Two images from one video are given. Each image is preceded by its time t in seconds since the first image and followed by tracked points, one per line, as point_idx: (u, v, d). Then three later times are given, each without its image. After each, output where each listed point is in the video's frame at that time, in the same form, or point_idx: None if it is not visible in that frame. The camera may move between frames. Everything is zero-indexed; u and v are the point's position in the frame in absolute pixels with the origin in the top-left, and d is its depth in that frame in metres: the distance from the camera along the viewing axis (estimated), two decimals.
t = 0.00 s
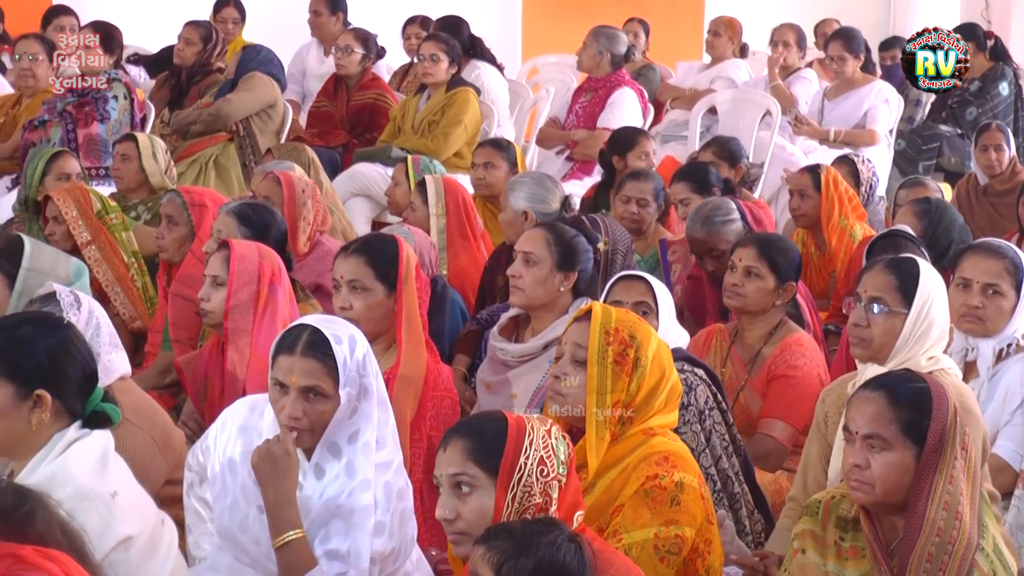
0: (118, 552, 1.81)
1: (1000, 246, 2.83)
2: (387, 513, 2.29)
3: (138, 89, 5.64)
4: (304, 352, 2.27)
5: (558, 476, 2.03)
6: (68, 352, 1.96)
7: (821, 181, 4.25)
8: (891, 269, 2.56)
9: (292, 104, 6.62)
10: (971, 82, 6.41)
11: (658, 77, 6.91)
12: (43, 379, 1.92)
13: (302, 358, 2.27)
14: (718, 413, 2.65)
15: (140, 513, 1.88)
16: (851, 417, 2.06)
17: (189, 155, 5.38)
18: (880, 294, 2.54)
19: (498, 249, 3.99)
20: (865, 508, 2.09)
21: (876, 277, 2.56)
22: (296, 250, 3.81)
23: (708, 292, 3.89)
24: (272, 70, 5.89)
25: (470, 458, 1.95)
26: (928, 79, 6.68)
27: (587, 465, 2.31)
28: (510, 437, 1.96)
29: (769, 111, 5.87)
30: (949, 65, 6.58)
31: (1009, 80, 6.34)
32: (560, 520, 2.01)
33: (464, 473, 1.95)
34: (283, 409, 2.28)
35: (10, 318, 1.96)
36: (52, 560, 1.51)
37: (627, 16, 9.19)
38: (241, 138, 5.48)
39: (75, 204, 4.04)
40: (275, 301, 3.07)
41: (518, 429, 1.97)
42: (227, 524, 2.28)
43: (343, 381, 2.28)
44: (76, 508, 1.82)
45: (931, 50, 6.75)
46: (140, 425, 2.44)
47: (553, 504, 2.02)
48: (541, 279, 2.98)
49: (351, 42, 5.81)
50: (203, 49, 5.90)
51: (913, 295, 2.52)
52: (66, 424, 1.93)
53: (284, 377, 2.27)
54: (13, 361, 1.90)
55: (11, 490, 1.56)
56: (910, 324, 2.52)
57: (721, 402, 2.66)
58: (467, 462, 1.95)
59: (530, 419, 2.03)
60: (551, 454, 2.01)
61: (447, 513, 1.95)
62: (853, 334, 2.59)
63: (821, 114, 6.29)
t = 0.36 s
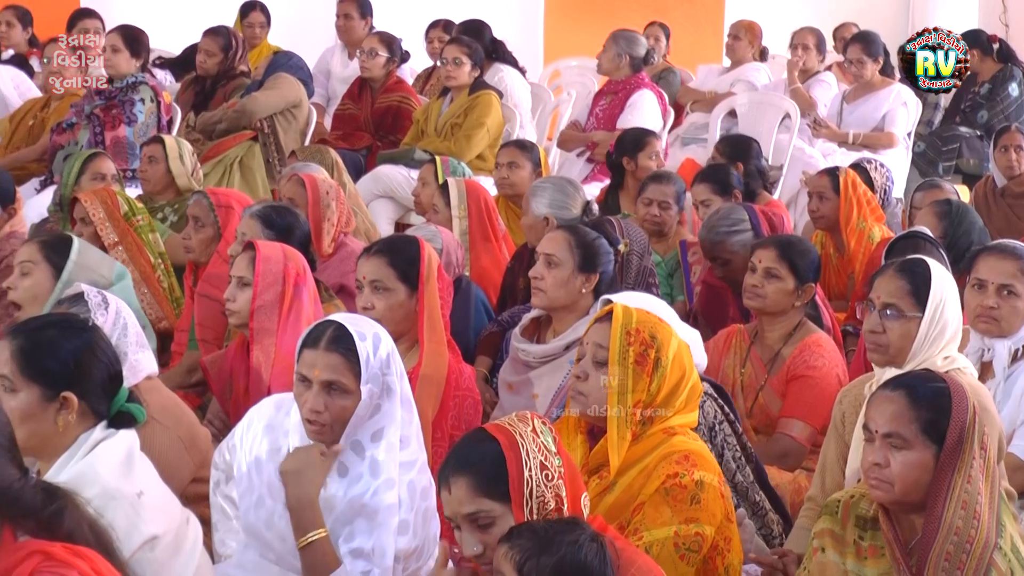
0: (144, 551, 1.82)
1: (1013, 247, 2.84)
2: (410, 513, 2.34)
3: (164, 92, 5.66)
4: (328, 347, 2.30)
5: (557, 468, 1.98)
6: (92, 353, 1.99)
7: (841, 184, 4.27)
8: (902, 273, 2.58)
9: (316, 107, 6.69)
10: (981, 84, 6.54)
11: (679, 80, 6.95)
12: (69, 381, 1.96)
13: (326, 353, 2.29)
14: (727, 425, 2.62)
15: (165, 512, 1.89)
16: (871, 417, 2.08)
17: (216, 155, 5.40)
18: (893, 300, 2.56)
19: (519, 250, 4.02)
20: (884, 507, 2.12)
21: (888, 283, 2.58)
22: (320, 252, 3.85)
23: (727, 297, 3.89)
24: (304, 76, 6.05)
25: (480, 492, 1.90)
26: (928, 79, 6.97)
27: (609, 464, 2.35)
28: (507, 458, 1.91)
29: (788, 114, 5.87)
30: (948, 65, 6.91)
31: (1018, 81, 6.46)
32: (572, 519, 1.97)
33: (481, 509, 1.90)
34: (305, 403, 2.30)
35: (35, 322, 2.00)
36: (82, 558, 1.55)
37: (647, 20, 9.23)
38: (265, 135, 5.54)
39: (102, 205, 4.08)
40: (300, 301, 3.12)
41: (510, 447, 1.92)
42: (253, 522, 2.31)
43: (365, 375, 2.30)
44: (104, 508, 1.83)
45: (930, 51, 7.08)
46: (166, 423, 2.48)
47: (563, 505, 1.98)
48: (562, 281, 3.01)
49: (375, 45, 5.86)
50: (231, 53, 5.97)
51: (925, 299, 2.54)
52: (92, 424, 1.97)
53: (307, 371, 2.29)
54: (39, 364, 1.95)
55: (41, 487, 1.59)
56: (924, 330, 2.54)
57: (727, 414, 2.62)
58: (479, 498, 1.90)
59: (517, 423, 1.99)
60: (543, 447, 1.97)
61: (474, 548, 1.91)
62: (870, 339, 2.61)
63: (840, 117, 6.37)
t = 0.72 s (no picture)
0: (164, 548, 1.86)
1: None
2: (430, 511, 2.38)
3: (187, 94, 5.69)
4: (342, 341, 2.32)
5: (556, 473, 1.91)
6: (110, 353, 2.02)
7: (857, 185, 4.28)
8: (896, 288, 2.59)
9: (336, 109, 6.73)
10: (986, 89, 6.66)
11: (696, 82, 6.97)
12: (87, 381, 1.99)
13: (340, 346, 2.31)
14: (734, 429, 2.62)
15: (184, 509, 1.93)
16: (888, 417, 2.09)
17: (236, 155, 5.46)
18: (892, 318, 2.58)
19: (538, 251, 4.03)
20: (901, 507, 2.13)
21: (885, 300, 2.59)
22: (340, 252, 3.88)
23: (745, 300, 3.88)
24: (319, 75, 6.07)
25: (487, 511, 1.84)
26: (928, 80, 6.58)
27: (627, 464, 2.37)
28: (503, 470, 1.85)
29: (806, 115, 5.86)
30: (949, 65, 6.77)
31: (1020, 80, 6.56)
32: (577, 518, 1.91)
33: (492, 528, 1.84)
34: (317, 396, 2.32)
35: (54, 322, 2.04)
36: (103, 556, 1.58)
37: (666, 23, 9.25)
38: (285, 140, 5.56)
39: (124, 205, 4.16)
40: (320, 301, 3.15)
41: (504, 461, 1.85)
42: (273, 519, 2.34)
43: (377, 370, 2.32)
44: (124, 506, 1.87)
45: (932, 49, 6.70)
46: (188, 423, 2.50)
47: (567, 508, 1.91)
48: (580, 282, 3.03)
49: (395, 47, 5.88)
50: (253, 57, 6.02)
51: (924, 310, 2.56)
52: (110, 423, 2.00)
53: (321, 365, 2.32)
54: (58, 364, 1.98)
55: (64, 486, 1.62)
56: (928, 340, 2.57)
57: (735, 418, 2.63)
58: (488, 517, 1.84)
59: (510, 437, 1.91)
60: (537, 453, 1.90)
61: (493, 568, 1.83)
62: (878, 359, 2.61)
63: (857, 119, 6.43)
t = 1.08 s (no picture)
0: (184, 545, 1.87)
1: None
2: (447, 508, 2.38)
3: (209, 94, 5.74)
4: (360, 338, 2.36)
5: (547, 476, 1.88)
6: (129, 352, 2.04)
7: (877, 186, 4.28)
8: (901, 305, 2.61)
9: (357, 110, 6.76)
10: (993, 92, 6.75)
11: (717, 83, 6.97)
12: (107, 379, 2.01)
13: (358, 343, 2.35)
14: (763, 425, 2.67)
15: (204, 508, 1.93)
16: (907, 417, 2.09)
17: (257, 156, 5.48)
18: (902, 334, 2.61)
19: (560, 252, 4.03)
20: (921, 507, 2.13)
21: (892, 316, 2.62)
22: (362, 252, 3.91)
23: (766, 301, 3.88)
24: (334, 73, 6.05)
25: (479, 530, 1.82)
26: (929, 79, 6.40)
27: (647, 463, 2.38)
28: (482, 487, 1.81)
29: (825, 117, 5.86)
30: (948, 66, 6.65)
31: None
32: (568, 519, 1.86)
33: (485, 545, 1.81)
34: (335, 393, 2.35)
35: (73, 321, 2.06)
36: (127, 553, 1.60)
37: (686, 24, 9.22)
38: (308, 143, 5.62)
39: (146, 206, 4.19)
40: (341, 301, 3.18)
41: (483, 482, 1.81)
42: (294, 518, 2.36)
43: (384, 361, 2.33)
44: (145, 504, 1.88)
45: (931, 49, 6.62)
46: (210, 422, 2.52)
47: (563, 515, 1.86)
48: (601, 283, 3.04)
49: (416, 50, 5.90)
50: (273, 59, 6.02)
51: (932, 322, 2.58)
52: (131, 421, 2.02)
53: (339, 362, 2.35)
54: (78, 363, 2.00)
55: (87, 484, 1.64)
56: (939, 351, 2.59)
57: (764, 414, 2.67)
58: (480, 535, 1.81)
59: (488, 459, 1.86)
60: (521, 465, 1.86)
61: None
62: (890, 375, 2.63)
63: (877, 120, 6.43)
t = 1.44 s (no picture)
0: (211, 544, 1.90)
1: None
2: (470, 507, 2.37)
3: (233, 92, 5.78)
4: (382, 334, 2.36)
5: (589, 458, 1.92)
6: (159, 351, 2.06)
7: (899, 185, 4.27)
8: (923, 308, 2.60)
9: (380, 109, 6.79)
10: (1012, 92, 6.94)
11: (739, 82, 6.96)
12: (135, 379, 2.03)
13: (380, 339, 2.35)
14: (792, 423, 2.68)
15: (231, 507, 1.96)
16: (931, 416, 2.09)
17: (281, 156, 5.51)
18: (925, 338, 2.60)
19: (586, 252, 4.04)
20: (943, 506, 2.13)
21: (914, 319, 2.61)
22: (385, 251, 3.93)
23: (787, 299, 3.88)
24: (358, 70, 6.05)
25: (513, 498, 1.85)
26: (928, 79, 6.44)
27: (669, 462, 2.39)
28: (522, 463, 1.85)
29: (847, 115, 5.84)
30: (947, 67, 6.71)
31: None
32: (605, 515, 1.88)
33: (512, 513, 1.85)
34: (357, 389, 2.35)
35: (102, 320, 2.08)
36: (152, 550, 1.62)
37: (708, 23, 9.24)
38: (331, 146, 5.65)
39: (171, 204, 4.21)
40: (364, 299, 3.19)
41: (523, 457, 1.86)
42: (318, 516, 2.38)
43: (408, 359, 2.33)
44: (172, 501, 1.91)
45: (931, 50, 6.94)
46: (234, 420, 2.55)
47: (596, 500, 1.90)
48: (624, 282, 3.05)
49: (439, 50, 5.90)
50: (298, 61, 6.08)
51: (955, 327, 2.58)
52: (159, 421, 2.04)
53: (362, 357, 2.35)
54: (107, 362, 2.02)
55: (113, 481, 1.67)
56: (963, 353, 2.59)
57: (792, 412, 2.68)
58: (511, 502, 1.85)
59: (533, 436, 1.91)
60: (561, 443, 1.90)
61: (507, 551, 1.86)
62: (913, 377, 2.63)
63: (899, 119, 6.45)
